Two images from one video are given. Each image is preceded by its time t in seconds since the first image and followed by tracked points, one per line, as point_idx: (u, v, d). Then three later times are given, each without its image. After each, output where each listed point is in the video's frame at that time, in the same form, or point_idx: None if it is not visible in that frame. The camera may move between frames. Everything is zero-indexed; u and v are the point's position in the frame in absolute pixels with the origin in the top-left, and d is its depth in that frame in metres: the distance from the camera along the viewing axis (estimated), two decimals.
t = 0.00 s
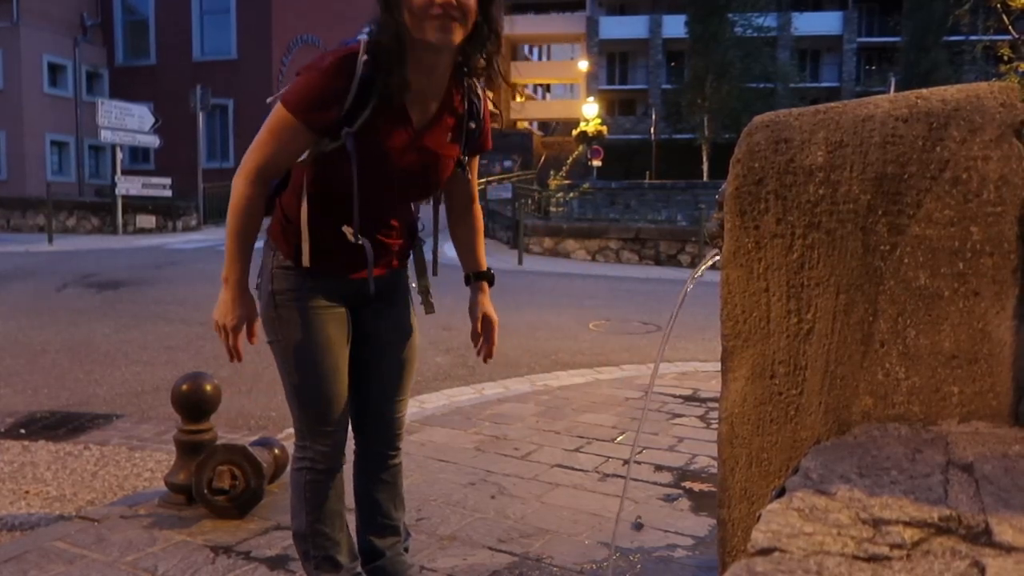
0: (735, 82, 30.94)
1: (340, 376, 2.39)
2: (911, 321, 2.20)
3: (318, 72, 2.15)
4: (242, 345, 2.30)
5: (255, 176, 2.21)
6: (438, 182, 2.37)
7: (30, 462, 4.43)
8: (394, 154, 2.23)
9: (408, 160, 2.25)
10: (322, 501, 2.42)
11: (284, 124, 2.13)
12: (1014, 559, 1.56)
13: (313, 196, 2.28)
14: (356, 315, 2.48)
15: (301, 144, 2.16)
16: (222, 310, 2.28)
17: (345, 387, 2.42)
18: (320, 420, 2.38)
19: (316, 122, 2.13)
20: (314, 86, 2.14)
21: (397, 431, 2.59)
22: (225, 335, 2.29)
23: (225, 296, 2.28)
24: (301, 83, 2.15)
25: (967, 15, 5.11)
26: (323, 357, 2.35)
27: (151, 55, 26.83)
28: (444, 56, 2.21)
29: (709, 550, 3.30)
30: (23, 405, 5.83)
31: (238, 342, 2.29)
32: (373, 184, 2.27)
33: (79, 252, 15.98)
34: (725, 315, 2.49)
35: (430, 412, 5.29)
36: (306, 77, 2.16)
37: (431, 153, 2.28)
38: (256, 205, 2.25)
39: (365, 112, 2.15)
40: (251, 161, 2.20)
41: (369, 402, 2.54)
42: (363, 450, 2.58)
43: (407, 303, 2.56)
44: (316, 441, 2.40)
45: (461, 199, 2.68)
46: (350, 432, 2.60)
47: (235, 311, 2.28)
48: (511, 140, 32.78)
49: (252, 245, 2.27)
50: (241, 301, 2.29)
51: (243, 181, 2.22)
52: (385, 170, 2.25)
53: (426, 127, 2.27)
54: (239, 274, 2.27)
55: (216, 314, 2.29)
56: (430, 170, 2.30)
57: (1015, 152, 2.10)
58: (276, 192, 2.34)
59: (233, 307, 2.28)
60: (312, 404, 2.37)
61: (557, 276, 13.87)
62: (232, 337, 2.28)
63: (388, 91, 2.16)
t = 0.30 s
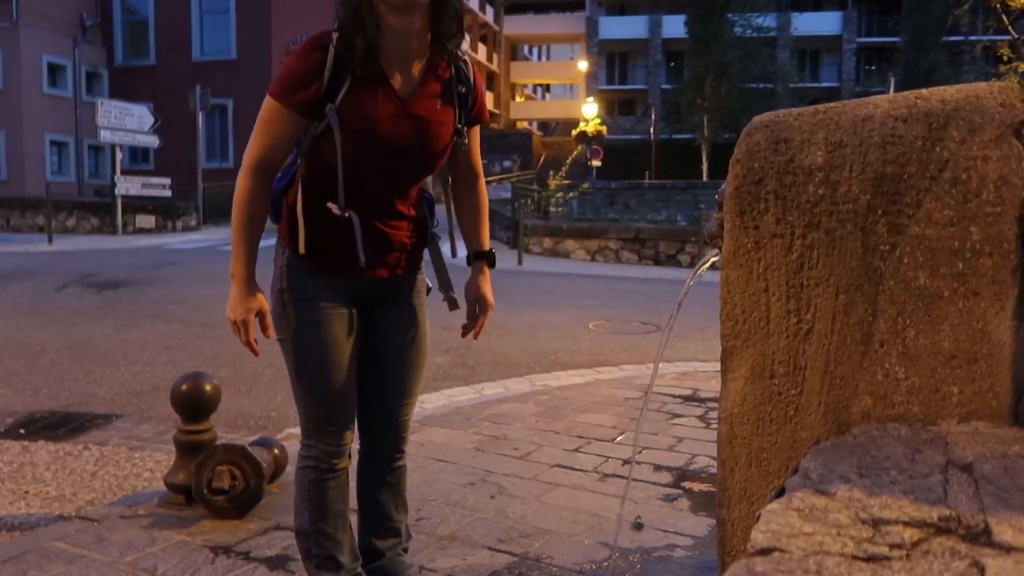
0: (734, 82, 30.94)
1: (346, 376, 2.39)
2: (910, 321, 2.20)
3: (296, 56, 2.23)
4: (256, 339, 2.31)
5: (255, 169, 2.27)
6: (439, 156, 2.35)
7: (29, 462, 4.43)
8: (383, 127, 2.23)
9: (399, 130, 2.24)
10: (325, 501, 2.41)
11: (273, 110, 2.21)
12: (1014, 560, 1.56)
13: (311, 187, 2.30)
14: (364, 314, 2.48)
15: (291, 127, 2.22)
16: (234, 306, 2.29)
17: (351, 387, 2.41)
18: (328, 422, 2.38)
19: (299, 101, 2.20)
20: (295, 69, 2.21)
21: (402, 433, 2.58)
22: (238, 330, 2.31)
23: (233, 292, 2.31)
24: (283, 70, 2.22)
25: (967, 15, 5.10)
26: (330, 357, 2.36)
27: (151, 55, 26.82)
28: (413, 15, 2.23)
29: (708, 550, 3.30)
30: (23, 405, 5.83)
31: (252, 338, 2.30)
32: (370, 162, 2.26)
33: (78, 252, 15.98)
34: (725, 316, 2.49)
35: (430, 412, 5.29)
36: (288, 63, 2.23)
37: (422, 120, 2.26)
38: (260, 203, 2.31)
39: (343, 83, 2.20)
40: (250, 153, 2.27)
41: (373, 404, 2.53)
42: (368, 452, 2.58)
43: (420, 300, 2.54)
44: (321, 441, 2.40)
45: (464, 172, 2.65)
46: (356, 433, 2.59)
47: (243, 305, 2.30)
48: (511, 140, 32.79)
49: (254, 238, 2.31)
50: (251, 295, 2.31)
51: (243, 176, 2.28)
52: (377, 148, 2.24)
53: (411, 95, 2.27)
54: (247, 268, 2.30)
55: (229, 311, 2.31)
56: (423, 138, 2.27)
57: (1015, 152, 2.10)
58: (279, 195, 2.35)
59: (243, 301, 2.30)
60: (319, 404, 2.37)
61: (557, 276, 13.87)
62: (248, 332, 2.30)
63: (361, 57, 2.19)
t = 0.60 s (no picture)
0: (734, 82, 30.97)
1: (351, 377, 2.39)
2: (910, 321, 2.20)
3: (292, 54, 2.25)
4: (262, 339, 2.31)
5: (258, 169, 2.29)
6: (441, 145, 2.35)
7: (29, 462, 4.43)
8: (382, 117, 2.23)
9: (400, 119, 2.25)
10: (327, 501, 2.41)
11: (272, 108, 2.23)
12: (1014, 559, 1.57)
13: (313, 185, 2.31)
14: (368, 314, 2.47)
15: (291, 124, 2.25)
16: (240, 305, 2.29)
17: (355, 389, 2.41)
18: (331, 423, 2.38)
19: (298, 96, 2.22)
20: (292, 66, 2.23)
21: (404, 434, 2.57)
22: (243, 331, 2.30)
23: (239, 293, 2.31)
24: (280, 67, 2.24)
25: (967, 15, 5.09)
26: (335, 356, 2.35)
27: (150, 55, 26.82)
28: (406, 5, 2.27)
29: (708, 550, 3.30)
30: (23, 405, 5.83)
31: (258, 337, 2.30)
32: (371, 154, 2.25)
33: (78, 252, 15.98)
34: (724, 316, 2.49)
35: (430, 412, 5.29)
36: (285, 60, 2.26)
37: (421, 108, 2.27)
38: (263, 202, 2.32)
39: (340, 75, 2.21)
40: (253, 152, 2.29)
41: (375, 404, 2.53)
42: (370, 451, 2.58)
43: (424, 300, 2.54)
44: (325, 442, 2.39)
45: (466, 165, 2.66)
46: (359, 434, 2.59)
47: (250, 303, 2.30)
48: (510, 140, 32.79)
49: (259, 240, 2.32)
50: (256, 294, 2.32)
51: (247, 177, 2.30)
52: (377, 141, 2.24)
53: (407, 85, 2.29)
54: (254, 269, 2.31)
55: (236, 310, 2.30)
56: (425, 128, 2.28)
57: (1014, 152, 2.10)
58: (282, 198, 2.36)
59: (248, 300, 2.30)
60: (322, 404, 2.37)
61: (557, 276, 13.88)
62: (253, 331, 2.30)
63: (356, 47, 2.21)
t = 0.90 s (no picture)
0: (734, 81, 30.96)
1: (353, 377, 2.39)
2: (909, 322, 2.20)
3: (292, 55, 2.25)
4: (271, 340, 2.30)
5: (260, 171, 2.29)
6: (441, 145, 2.36)
7: (29, 462, 4.43)
8: (384, 118, 2.23)
9: (402, 121, 2.25)
10: (327, 501, 2.41)
11: (273, 110, 2.23)
12: (1013, 559, 1.56)
13: (315, 185, 2.31)
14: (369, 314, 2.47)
15: (292, 126, 2.25)
16: (248, 305, 2.28)
17: (355, 390, 2.40)
18: (331, 423, 2.37)
19: (299, 96, 2.21)
20: (293, 67, 2.23)
21: (402, 434, 2.57)
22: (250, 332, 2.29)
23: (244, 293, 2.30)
24: (281, 68, 2.24)
25: (966, 15, 5.09)
26: (336, 357, 2.35)
27: (150, 55, 26.80)
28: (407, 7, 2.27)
29: (708, 550, 3.30)
30: (22, 405, 5.83)
31: (266, 338, 2.29)
32: (372, 154, 2.26)
33: (77, 252, 15.97)
34: (723, 316, 2.48)
35: (429, 412, 5.29)
36: (286, 61, 2.25)
37: (421, 109, 2.28)
38: (264, 204, 2.32)
39: (341, 76, 2.21)
40: (253, 153, 2.29)
41: (375, 404, 2.53)
42: (368, 451, 2.57)
43: (423, 301, 2.54)
44: (325, 442, 2.39)
45: (462, 168, 2.66)
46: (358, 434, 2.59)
47: (257, 304, 2.29)
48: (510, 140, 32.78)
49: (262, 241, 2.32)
50: (263, 295, 2.30)
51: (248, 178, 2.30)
52: (380, 141, 2.24)
53: (408, 85, 2.29)
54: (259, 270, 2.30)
55: (243, 311, 2.29)
56: (425, 128, 2.28)
57: (1014, 152, 2.10)
58: (282, 199, 2.36)
59: (255, 301, 2.29)
60: (323, 404, 2.36)
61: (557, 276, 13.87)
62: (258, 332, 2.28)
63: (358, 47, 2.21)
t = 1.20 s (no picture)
0: (733, 81, 30.96)
1: (354, 378, 2.38)
2: (909, 322, 2.20)
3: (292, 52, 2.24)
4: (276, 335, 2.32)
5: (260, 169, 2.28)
6: (439, 140, 2.37)
7: (28, 462, 4.42)
8: (385, 114, 2.24)
9: (403, 117, 2.26)
10: (327, 501, 2.41)
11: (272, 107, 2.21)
12: (1013, 559, 1.57)
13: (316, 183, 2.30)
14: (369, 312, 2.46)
15: (295, 125, 2.22)
16: (250, 301, 2.29)
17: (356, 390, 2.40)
18: (333, 423, 2.37)
19: (299, 93, 2.20)
20: (292, 65, 2.22)
21: (402, 434, 2.57)
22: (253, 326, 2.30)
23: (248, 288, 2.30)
24: (280, 66, 2.23)
25: (966, 15, 5.10)
26: (337, 356, 2.35)
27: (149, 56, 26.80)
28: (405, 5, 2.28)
29: (707, 550, 3.30)
30: (22, 405, 5.83)
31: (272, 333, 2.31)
32: (372, 152, 2.26)
33: (77, 252, 15.97)
34: (723, 316, 2.48)
35: (429, 412, 5.30)
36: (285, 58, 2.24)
37: (422, 105, 2.29)
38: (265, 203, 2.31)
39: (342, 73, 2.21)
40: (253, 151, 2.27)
41: (375, 405, 2.53)
42: (368, 451, 2.57)
43: (423, 301, 2.54)
44: (326, 442, 2.39)
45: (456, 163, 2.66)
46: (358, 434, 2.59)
47: (260, 300, 2.29)
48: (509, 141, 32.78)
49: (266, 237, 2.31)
50: (268, 290, 2.30)
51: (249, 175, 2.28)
52: (381, 138, 2.24)
53: (407, 82, 2.30)
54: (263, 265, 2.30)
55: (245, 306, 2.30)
56: (425, 124, 2.30)
57: (1013, 152, 2.10)
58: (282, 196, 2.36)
59: (260, 297, 2.29)
60: (325, 405, 2.36)
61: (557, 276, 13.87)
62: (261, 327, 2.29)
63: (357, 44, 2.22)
